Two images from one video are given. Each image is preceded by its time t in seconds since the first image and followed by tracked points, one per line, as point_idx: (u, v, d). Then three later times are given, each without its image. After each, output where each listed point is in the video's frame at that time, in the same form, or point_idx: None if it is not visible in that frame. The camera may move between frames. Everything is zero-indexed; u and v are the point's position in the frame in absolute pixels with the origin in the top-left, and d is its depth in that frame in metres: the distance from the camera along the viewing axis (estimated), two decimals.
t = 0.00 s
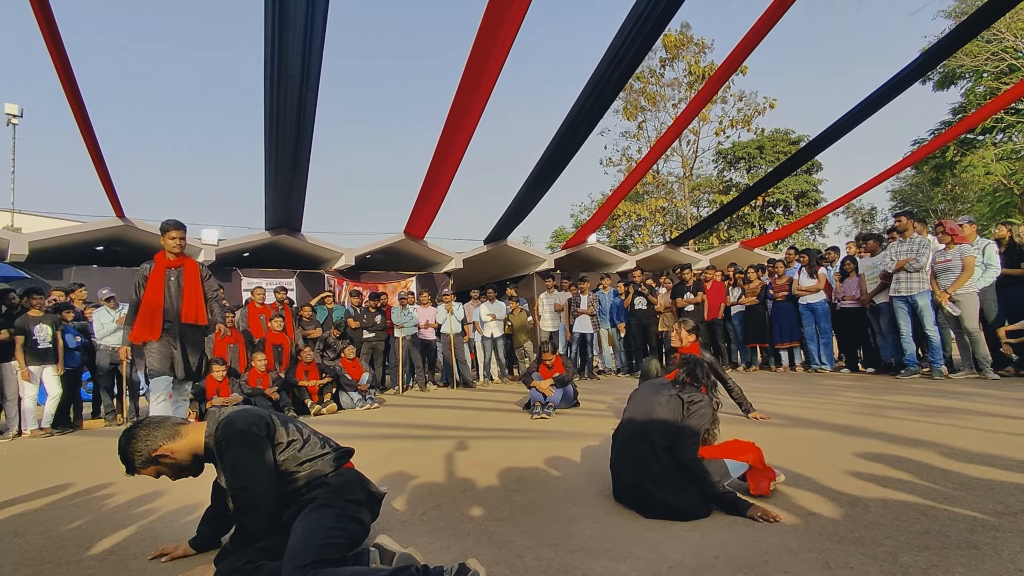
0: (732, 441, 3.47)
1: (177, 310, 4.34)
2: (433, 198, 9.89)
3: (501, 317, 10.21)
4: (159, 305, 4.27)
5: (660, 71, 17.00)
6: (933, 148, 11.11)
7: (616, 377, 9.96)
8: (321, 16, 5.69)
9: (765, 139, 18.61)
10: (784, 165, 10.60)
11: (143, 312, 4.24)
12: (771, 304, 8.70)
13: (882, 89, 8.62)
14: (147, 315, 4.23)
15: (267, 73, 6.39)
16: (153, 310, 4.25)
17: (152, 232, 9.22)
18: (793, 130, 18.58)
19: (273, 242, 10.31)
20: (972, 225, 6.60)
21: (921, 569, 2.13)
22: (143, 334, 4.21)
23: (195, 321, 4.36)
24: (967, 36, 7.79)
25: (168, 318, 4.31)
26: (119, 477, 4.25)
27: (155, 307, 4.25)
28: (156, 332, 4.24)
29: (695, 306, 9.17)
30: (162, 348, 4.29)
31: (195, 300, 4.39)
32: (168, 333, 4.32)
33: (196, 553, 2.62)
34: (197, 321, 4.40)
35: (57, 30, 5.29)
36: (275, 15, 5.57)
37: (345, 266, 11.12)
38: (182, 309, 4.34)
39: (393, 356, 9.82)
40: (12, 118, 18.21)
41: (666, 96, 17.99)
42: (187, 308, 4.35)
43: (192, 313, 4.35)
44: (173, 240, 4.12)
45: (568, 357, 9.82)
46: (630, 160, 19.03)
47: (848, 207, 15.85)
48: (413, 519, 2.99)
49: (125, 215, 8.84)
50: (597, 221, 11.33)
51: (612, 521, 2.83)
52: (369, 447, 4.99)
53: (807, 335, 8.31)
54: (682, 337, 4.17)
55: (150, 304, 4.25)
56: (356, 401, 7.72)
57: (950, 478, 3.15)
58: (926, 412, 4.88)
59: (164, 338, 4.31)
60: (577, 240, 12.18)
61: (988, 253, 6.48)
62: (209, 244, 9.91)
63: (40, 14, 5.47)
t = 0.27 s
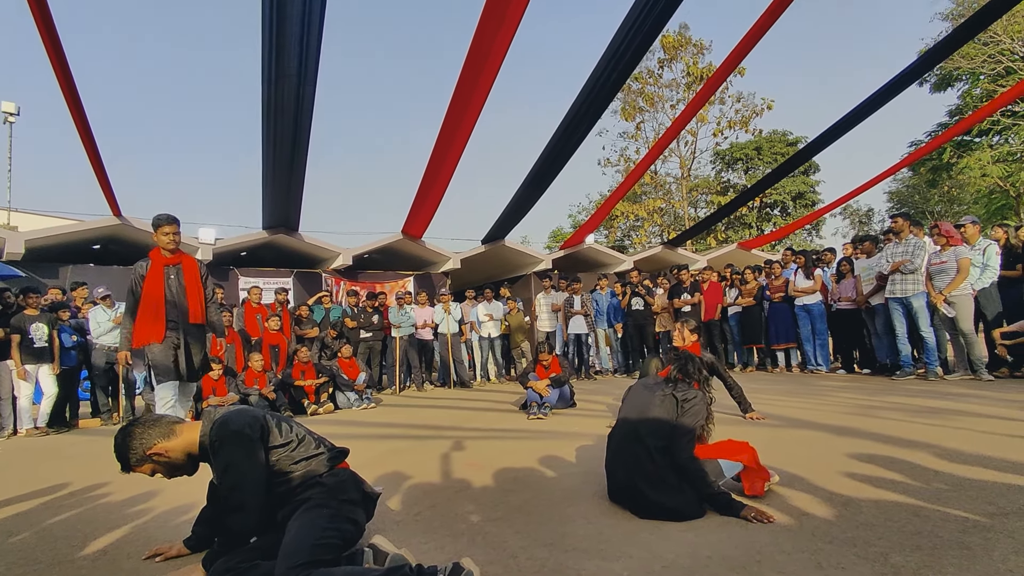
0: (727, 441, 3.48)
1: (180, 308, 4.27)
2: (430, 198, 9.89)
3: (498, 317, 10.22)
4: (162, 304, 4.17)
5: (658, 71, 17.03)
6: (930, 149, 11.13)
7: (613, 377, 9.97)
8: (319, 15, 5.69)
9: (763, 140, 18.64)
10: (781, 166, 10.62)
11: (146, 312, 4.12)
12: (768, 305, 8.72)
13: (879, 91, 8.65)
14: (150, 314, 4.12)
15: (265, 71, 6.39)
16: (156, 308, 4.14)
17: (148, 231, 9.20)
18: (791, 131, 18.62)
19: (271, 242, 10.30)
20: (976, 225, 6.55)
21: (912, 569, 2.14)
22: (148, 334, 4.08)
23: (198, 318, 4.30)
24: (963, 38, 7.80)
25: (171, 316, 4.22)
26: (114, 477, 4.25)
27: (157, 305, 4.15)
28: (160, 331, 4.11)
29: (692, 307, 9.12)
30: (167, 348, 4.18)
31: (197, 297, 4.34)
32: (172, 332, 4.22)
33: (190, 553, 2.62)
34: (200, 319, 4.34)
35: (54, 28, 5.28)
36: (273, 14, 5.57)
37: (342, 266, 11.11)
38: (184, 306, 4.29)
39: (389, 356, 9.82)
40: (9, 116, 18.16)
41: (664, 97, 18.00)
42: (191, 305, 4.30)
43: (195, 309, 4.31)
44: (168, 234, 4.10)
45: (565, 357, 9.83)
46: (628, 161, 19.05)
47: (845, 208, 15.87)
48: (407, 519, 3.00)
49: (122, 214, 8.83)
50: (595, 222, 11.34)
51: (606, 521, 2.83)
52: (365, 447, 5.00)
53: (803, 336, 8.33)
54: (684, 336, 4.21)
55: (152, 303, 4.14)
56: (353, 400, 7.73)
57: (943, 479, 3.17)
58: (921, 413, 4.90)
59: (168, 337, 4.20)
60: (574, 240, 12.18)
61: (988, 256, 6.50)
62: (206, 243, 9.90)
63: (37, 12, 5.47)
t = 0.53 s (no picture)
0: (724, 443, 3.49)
1: (183, 303, 3.79)
2: (428, 198, 9.87)
3: (495, 318, 10.23)
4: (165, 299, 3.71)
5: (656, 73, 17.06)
6: (928, 153, 11.16)
7: (610, 379, 9.97)
8: (318, 16, 5.69)
9: (761, 143, 18.68)
10: (780, 169, 10.64)
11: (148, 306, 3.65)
12: (765, 308, 8.75)
13: (876, 94, 8.68)
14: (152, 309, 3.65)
15: (263, 71, 6.38)
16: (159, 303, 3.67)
17: (146, 230, 9.18)
18: (789, 134, 18.66)
19: (268, 241, 10.29)
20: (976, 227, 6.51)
21: (910, 572, 2.15)
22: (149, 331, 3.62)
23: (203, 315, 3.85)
24: (961, 42, 7.83)
25: (173, 311, 3.75)
26: (111, 476, 4.24)
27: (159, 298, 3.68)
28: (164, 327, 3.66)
29: (689, 309, 9.01)
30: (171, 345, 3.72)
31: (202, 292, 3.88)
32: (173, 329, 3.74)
33: (187, 553, 2.63)
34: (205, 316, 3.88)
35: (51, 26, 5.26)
36: (272, 13, 5.57)
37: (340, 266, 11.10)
38: (187, 301, 3.81)
39: (387, 357, 9.82)
40: (5, 113, 18.09)
41: (662, 99, 18.03)
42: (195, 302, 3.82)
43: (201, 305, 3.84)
44: (171, 223, 3.63)
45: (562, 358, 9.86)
46: (626, 162, 19.07)
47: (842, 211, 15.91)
48: (405, 520, 3.00)
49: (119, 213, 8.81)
50: (593, 223, 11.35)
51: (605, 523, 2.84)
52: (363, 447, 4.99)
53: (800, 338, 8.35)
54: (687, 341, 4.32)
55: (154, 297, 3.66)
56: (350, 400, 7.71)
57: (940, 482, 3.18)
58: (917, 416, 4.91)
59: (170, 334, 3.73)
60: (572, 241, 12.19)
61: (986, 259, 6.53)
62: (204, 242, 9.88)
63: (35, 10, 5.45)
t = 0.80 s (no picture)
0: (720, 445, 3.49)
1: (188, 301, 3.68)
2: (425, 198, 9.84)
3: (492, 319, 10.22)
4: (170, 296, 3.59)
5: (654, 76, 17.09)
6: (924, 157, 11.21)
7: (607, 380, 9.97)
8: (316, 16, 5.69)
9: (758, 146, 18.73)
10: (777, 172, 10.67)
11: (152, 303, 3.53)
12: (761, 310, 8.76)
13: (873, 98, 8.71)
14: (156, 305, 3.54)
15: (261, 72, 6.38)
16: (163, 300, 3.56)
17: (142, 229, 9.15)
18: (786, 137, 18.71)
19: (265, 241, 10.27)
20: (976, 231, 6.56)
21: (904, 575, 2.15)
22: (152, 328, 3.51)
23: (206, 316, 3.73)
24: (957, 47, 7.85)
25: (178, 308, 3.64)
26: (105, 477, 4.22)
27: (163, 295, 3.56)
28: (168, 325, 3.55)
29: (686, 311, 9.09)
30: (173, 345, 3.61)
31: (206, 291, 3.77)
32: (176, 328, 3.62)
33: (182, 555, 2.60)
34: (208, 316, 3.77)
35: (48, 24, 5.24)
36: (270, 14, 5.56)
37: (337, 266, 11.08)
38: (193, 299, 3.70)
39: (383, 357, 9.81)
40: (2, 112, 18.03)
41: (660, 101, 18.06)
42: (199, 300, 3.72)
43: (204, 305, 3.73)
44: (183, 216, 3.54)
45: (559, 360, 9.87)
46: (623, 164, 19.10)
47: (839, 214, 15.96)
48: (400, 522, 2.99)
49: (115, 212, 8.79)
50: (590, 226, 11.36)
51: (600, 525, 2.84)
52: (359, 448, 4.98)
53: (796, 340, 8.36)
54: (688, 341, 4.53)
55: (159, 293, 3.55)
56: (346, 401, 7.68)
57: (934, 485, 3.19)
58: (912, 419, 4.92)
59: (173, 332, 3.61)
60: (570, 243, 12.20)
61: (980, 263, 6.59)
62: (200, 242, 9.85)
63: (33, 9, 5.45)
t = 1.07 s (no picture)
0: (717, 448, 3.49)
1: (200, 294, 3.49)
2: (423, 198, 9.83)
3: (490, 320, 10.22)
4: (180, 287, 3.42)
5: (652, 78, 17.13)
6: (921, 161, 11.24)
7: (604, 382, 9.97)
8: (316, 15, 5.69)
9: (756, 149, 18.78)
10: (775, 175, 10.70)
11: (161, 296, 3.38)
12: (758, 312, 8.77)
13: (871, 102, 8.74)
14: (165, 297, 3.37)
15: (260, 71, 6.37)
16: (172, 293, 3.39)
17: (139, 228, 9.13)
18: (783, 141, 18.77)
19: (262, 241, 10.25)
20: (976, 236, 6.63)
21: None
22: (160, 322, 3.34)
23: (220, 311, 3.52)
24: (954, 52, 7.88)
25: (190, 302, 3.46)
26: (100, 476, 4.20)
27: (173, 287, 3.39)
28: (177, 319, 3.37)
29: (683, 313, 9.07)
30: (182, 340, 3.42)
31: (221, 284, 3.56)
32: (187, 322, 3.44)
33: (178, 556, 2.58)
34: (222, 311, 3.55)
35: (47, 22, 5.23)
36: (269, 13, 5.56)
37: (334, 266, 11.06)
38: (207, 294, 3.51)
39: (380, 358, 9.79)
40: None
41: (658, 104, 18.10)
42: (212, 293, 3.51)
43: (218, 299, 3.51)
44: (203, 207, 3.42)
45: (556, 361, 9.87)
46: (621, 166, 19.13)
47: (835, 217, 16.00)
48: (398, 522, 2.98)
49: (112, 210, 8.77)
50: (587, 228, 11.38)
51: (597, 527, 2.83)
52: (356, 449, 4.97)
53: (792, 343, 8.38)
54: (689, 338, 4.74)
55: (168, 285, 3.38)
56: (343, 402, 7.66)
57: (930, 488, 3.20)
58: (908, 422, 4.94)
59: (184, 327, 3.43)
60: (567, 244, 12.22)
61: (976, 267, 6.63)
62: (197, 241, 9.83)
63: (31, 7, 5.44)
